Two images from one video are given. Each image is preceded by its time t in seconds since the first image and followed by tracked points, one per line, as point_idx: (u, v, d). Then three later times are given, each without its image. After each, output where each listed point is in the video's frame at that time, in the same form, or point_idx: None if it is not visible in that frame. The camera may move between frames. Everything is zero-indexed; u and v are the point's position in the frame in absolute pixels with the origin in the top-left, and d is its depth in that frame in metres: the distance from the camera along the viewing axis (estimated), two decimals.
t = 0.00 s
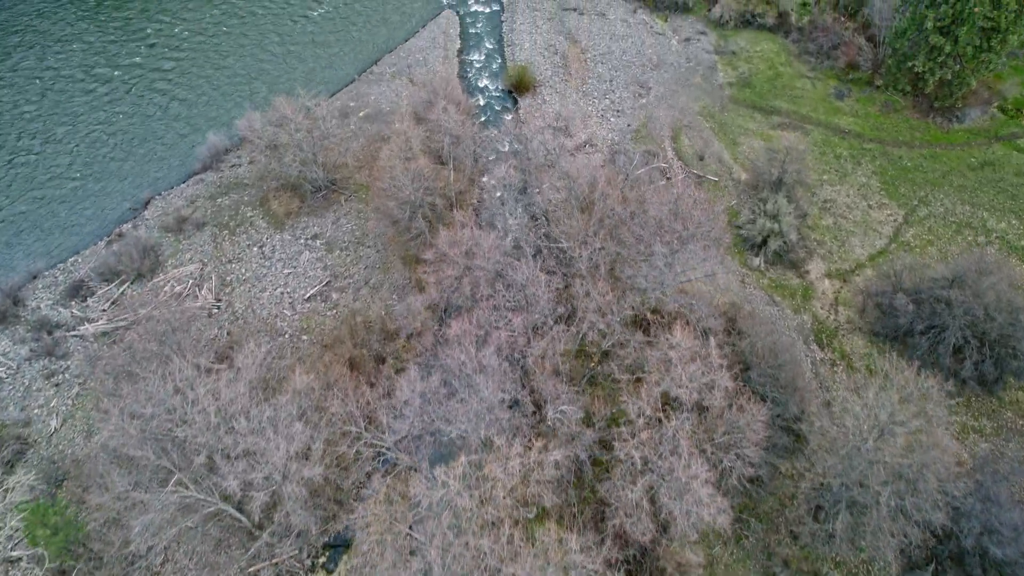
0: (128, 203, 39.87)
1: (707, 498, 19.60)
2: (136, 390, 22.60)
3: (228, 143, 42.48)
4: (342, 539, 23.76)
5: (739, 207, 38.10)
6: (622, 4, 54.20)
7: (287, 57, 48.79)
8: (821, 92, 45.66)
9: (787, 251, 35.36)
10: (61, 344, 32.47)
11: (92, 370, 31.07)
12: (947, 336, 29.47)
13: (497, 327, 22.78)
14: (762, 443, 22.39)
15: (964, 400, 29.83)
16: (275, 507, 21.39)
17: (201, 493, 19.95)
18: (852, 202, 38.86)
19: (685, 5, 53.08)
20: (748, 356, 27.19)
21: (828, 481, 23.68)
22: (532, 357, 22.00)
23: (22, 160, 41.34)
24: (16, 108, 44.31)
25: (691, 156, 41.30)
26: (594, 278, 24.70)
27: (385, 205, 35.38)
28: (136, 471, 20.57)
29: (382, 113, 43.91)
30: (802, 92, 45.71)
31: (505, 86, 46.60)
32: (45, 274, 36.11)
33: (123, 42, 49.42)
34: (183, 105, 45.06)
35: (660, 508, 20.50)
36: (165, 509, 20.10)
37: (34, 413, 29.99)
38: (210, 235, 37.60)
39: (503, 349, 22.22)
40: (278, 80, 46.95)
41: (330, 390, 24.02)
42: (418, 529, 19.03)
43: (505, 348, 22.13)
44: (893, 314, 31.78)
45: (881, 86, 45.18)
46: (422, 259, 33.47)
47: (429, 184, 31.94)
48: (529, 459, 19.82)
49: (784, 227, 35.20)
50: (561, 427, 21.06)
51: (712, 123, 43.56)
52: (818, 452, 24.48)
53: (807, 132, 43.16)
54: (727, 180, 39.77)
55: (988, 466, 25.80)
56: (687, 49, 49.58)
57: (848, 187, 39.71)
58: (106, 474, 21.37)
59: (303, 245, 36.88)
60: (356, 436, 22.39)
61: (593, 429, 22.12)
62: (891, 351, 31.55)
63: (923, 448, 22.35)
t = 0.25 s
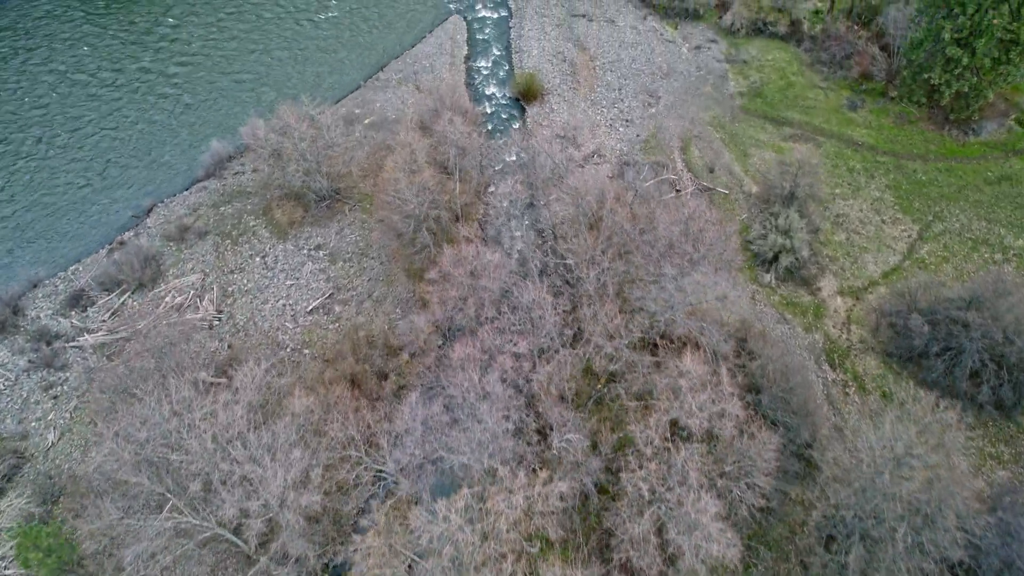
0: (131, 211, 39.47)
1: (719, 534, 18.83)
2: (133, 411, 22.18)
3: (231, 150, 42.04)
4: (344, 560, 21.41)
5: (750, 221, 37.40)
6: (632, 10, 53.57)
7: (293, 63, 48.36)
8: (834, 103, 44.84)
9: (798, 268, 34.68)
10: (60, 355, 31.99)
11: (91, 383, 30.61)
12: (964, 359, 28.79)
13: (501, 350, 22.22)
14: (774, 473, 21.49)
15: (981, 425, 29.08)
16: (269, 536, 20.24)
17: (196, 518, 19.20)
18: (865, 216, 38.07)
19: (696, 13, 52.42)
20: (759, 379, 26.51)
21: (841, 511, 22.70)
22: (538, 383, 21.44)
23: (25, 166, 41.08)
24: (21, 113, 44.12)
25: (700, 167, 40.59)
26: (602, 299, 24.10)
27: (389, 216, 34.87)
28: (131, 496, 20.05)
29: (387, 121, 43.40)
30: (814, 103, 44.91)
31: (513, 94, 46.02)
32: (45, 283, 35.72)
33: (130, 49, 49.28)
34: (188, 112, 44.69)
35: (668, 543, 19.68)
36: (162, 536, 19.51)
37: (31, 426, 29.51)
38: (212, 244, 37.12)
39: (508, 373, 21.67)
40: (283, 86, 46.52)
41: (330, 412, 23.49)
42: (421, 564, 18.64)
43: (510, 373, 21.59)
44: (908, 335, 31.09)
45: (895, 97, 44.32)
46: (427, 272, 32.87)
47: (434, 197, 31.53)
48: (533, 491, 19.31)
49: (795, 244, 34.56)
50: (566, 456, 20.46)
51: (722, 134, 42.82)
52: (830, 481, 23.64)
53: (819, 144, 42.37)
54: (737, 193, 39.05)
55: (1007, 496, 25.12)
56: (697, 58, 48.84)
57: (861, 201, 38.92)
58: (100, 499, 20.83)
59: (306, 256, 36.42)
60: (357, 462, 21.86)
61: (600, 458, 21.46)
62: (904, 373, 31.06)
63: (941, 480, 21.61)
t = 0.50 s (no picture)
0: (139, 216, 39.28)
1: None
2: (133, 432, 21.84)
3: (241, 156, 41.73)
4: None
5: (766, 238, 36.60)
6: (648, 18, 52.81)
7: (306, 67, 48.05)
8: (853, 116, 43.87)
9: (815, 287, 33.84)
10: (64, 363, 31.73)
11: (95, 392, 30.34)
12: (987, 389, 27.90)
13: (509, 376, 21.98)
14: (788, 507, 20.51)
15: (1004, 456, 28.13)
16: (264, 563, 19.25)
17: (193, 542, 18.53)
18: (884, 234, 37.14)
19: (713, 21, 51.53)
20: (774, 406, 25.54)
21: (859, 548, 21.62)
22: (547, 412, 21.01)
23: (36, 169, 41.08)
24: (34, 116, 44.22)
25: (716, 181, 39.80)
26: (614, 323, 23.52)
27: (399, 227, 34.37)
28: (129, 519, 19.67)
29: (399, 127, 42.92)
30: (833, 116, 43.95)
31: (526, 102, 45.42)
32: (52, 288, 35.56)
33: (143, 52, 49.25)
34: (199, 116, 44.50)
35: None
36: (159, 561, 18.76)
37: (33, 435, 29.26)
38: (220, 251, 36.80)
39: (515, 400, 21.36)
40: (295, 92, 46.19)
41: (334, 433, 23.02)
42: None
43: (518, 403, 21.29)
44: (928, 361, 30.25)
45: (917, 111, 43.26)
46: (436, 286, 32.32)
47: (444, 210, 31.32)
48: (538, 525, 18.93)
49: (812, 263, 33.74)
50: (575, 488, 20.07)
51: (739, 147, 41.98)
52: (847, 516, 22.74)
53: (837, 158, 41.46)
54: (753, 207, 38.24)
55: None
56: (714, 67, 48.01)
57: (881, 219, 37.98)
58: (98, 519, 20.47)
59: (313, 265, 35.94)
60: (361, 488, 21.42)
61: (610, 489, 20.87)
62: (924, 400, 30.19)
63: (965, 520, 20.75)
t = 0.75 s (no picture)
0: (147, 220, 39.04)
1: None
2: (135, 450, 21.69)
3: (250, 161, 41.37)
4: None
5: (781, 255, 35.77)
6: (665, 26, 52.03)
7: (317, 72, 47.67)
8: (873, 130, 42.88)
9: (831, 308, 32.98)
10: (68, 371, 31.46)
11: (98, 402, 30.08)
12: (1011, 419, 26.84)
13: (517, 403, 21.43)
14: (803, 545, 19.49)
15: None
16: None
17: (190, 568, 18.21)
18: (903, 253, 36.21)
19: (731, 30, 50.62)
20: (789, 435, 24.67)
21: None
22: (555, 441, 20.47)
23: (46, 171, 40.97)
24: (46, 118, 44.15)
25: (731, 196, 38.99)
26: (625, 349, 22.92)
27: (407, 238, 33.82)
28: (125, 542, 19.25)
29: (410, 135, 42.41)
30: (852, 129, 42.99)
31: (539, 110, 44.78)
32: (58, 293, 35.37)
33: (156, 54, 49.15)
34: (209, 119, 44.23)
35: None
36: None
37: (35, 444, 29.00)
38: (227, 259, 36.46)
39: (522, 428, 20.81)
40: (306, 96, 45.79)
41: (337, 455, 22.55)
42: None
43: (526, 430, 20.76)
44: (949, 388, 29.26)
45: (940, 126, 42.14)
46: (444, 300, 31.77)
47: (454, 224, 30.72)
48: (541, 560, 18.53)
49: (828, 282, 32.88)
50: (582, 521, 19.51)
51: (755, 160, 41.16)
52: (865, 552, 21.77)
53: (856, 173, 40.52)
54: (769, 223, 37.41)
55: None
56: (731, 78, 47.15)
57: (900, 237, 37.02)
58: (95, 541, 20.11)
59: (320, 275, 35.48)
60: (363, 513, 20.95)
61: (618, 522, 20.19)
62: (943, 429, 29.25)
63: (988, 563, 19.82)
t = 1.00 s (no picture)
0: (149, 228, 38.63)
1: None
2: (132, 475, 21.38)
3: (254, 169, 40.89)
4: None
5: (793, 272, 35.04)
6: (675, 34, 51.32)
7: (323, 77, 47.17)
8: (888, 143, 42.02)
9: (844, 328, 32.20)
10: (67, 382, 31.11)
11: (96, 415, 29.70)
12: None
13: (520, 431, 20.84)
14: None
15: None
16: None
17: None
18: (918, 271, 35.37)
19: (743, 39, 49.82)
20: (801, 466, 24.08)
21: None
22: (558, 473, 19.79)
23: (50, 177, 40.67)
24: (51, 123, 43.87)
25: (742, 209, 38.25)
26: (632, 376, 22.27)
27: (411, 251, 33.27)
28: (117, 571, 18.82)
29: (416, 143, 41.87)
30: (866, 142, 42.15)
31: (548, 119, 44.16)
32: (59, 302, 35.00)
33: (163, 58, 48.83)
34: (214, 125, 43.82)
35: None
36: None
37: (32, 458, 28.63)
38: (229, 269, 36.02)
39: (526, 458, 20.21)
40: (311, 103, 45.28)
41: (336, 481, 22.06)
42: None
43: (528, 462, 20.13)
44: (965, 413, 28.38)
45: (957, 139, 41.21)
46: (448, 315, 31.19)
47: (459, 238, 30.82)
48: None
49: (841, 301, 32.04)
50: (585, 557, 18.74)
51: (767, 173, 40.41)
52: None
53: (870, 187, 39.68)
54: (780, 238, 36.65)
55: None
56: (743, 87, 46.39)
57: (914, 254, 36.18)
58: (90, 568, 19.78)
59: (322, 286, 34.97)
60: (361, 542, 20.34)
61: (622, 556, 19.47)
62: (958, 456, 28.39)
63: None
